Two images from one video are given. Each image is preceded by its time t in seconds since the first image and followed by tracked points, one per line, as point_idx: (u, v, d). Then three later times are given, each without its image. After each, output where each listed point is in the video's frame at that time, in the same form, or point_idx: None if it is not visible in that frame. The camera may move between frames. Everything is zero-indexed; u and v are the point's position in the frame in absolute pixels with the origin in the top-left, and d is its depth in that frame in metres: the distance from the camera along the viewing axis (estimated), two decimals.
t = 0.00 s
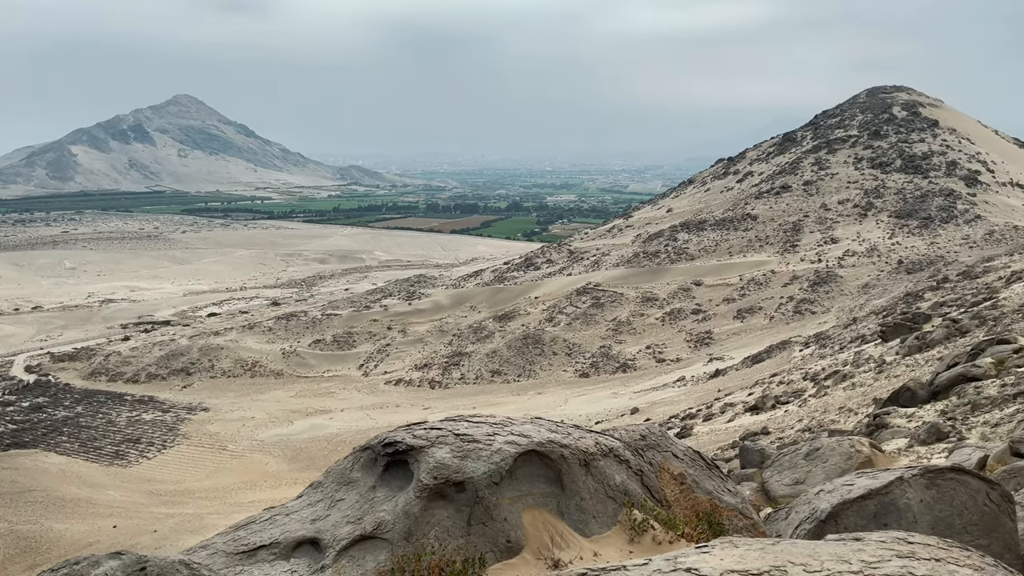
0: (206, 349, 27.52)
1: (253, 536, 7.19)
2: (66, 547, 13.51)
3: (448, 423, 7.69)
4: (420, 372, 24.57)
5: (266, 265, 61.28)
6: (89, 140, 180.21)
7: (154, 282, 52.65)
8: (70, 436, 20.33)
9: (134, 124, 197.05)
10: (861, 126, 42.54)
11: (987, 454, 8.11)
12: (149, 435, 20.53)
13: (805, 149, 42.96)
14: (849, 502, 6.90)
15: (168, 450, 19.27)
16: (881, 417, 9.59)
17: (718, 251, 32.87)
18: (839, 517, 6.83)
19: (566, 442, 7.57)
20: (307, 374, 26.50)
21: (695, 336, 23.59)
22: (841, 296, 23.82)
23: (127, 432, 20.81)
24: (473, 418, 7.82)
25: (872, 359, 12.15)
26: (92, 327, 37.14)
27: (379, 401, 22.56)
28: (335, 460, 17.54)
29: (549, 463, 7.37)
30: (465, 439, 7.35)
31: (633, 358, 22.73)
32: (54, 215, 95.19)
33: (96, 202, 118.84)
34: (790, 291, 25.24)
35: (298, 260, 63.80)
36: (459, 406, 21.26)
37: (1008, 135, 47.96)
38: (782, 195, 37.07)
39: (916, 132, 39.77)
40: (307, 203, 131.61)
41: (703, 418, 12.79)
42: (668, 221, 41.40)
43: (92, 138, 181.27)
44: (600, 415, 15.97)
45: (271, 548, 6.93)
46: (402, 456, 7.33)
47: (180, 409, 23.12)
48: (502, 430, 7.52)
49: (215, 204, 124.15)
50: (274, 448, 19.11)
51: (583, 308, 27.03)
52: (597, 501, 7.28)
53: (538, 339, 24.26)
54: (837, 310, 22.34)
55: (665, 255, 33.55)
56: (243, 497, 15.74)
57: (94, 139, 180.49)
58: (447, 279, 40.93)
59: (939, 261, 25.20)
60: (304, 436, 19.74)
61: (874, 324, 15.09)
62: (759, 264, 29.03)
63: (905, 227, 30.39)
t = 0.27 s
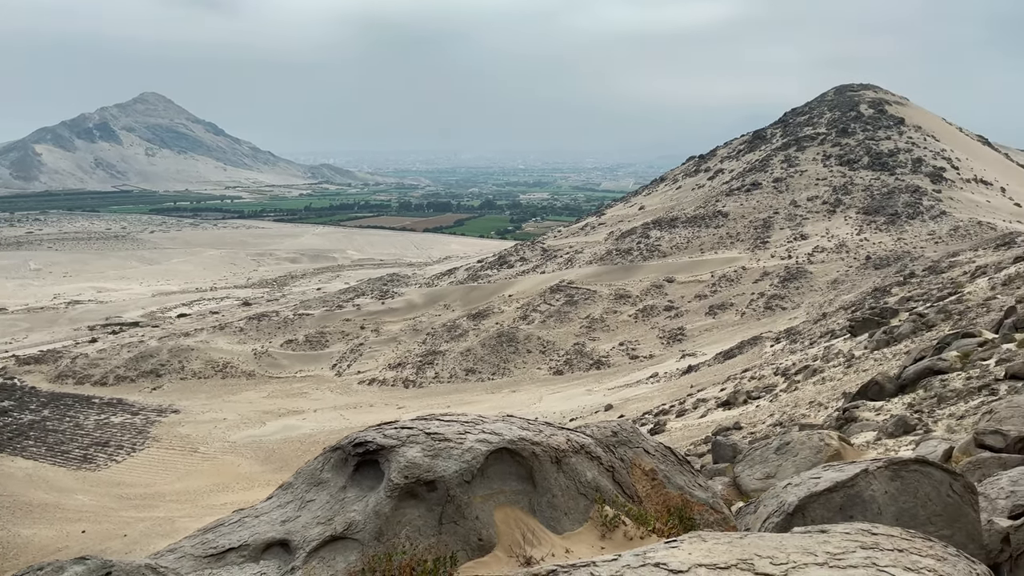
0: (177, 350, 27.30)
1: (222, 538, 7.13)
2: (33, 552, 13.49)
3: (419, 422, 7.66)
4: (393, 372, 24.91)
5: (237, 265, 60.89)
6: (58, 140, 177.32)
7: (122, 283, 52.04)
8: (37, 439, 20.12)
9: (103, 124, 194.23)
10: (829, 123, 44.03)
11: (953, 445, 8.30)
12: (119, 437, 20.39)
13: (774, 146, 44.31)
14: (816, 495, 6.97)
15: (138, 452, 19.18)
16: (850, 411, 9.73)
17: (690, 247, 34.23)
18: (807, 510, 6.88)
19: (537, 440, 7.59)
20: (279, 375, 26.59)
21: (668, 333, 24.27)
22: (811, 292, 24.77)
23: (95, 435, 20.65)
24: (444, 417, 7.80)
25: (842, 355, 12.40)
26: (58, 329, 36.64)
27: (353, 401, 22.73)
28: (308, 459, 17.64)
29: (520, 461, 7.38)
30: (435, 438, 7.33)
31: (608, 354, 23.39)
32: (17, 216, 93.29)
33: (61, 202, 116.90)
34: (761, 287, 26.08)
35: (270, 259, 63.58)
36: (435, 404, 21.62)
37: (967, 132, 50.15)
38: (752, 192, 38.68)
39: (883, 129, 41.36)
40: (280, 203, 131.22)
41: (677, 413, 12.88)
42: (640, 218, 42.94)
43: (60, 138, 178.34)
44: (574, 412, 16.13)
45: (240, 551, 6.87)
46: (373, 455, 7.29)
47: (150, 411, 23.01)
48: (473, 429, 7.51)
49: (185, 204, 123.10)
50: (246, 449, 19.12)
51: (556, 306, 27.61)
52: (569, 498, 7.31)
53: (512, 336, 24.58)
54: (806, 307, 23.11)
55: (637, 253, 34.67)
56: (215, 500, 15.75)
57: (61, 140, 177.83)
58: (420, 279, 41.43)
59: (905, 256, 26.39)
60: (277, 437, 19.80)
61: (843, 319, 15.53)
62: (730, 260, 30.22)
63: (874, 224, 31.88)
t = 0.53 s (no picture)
0: (143, 353, 27.14)
1: (187, 542, 7.05)
2: None
3: (387, 421, 7.64)
4: (365, 371, 25.25)
5: (204, 265, 60.25)
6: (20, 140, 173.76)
7: (86, 284, 51.25)
8: None
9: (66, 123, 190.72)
10: (795, 121, 45.55)
11: (916, 437, 8.49)
12: (85, 441, 20.24)
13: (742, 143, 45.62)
14: (781, 488, 7.05)
15: (105, 456, 19.06)
16: (818, 405, 9.89)
17: (660, 245, 34.90)
18: (772, 503, 6.97)
19: (506, 438, 7.61)
20: (248, 376, 26.69)
21: (640, 329, 25.00)
22: (779, 287, 25.93)
23: (60, 439, 20.48)
24: (413, 417, 7.78)
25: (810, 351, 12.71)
26: (20, 332, 36.02)
27: (325, 402, 22.92)
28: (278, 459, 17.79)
29: (489, 459, 7.39)
30: (404, 437, 7.31)
31: (580, 351, 23.96)
32: None
33: (21, 203, 114.39)
34: (730, 284, 27.12)
35: (238, 259, 63.13)
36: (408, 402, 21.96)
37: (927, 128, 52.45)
38: (721, 188, 39.68)
39: (847, 126, 43.12)
40: (248, 202, 130.60)
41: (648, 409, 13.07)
42: (611, 216, 43.66)
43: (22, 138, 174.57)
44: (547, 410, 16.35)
45: (206, 554, 6.80)
46: (341, 456, 7.25)
47: (116, 415, 22.88)
48: (442, 427, 7.50)
49: (151, 203, 121.71)
50: (216, 451, 19.16)
51: (529, 303, 28.16)
52: (538, 495, 7.35)
53: (485, 335, 25.15)
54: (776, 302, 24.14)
55: (609, 250, 34.92)
56: (184, 503, 15.77)
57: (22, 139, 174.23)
58: (390, 277, 41.80)
59: (869, 251, 27.84)
60: (247, 439, 19.87)
61: (810, 314, 16.05)
62: (699, 257, 31.17)
63: (840, 220, 33.17)
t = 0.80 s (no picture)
0: (105, 356, 27.47)
1: (147, 548, 6.96)
2: None
3: (352, 421, 7.59)
4: (333, 372, 25.97)
5: (168, 266, 59.73)
6: None
7: (46, 286, 50.70)
8: None
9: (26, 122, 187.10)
10: (760, 118, 47.64)
11: (878, 428, 8.68)
12: (47, 447, 20.41)
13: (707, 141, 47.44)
14: (743, 481, 7.11)
15: (68, 462, 19.25)
16: (784, 399, 10.05)
17: (629, 241, 36.24)
18: (734, 497, 7.04)
19: (472, 436, 7.62)
20: (214, 377, 27.16)
21: (609, 326, 26.12)
22: (744, 282, 27.27)
23: (22, 445, 20.63)
24: (378, 416, 7.74)
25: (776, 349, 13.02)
26: None
27: (293, 402, 23.44)
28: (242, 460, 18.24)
29: (455, 458, 7.39)
30: (369, 437, 7.28)
31: (550, 348, 24.87)
32: None
33: None
34: (698, 280, 28.52)
35: (203, 260, 62.80)
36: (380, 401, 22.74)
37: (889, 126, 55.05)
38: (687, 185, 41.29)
39: (810, 124, 45.10)
40: (214, 202, 130.68)
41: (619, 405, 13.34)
42: (580, 213, 45.16)
43: None
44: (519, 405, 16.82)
45: (166, 559, 6.73)
46: (304, 457, 7.20)
47: (79, 420, 23.08)
48: (407, 427, 7.48)
49: (112, 204, 120.79)
50: (181, 455, 19.48)
51: (498, 302, 29.20)
52: (504, 493, 7.39)
53: (454, 333, 26.05)
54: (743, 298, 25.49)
55: (577, 247, 36.28)
56: (149, 508, 16.03)
57: None
58: (359, 276, 42.99)
59: (832, 247, 29.50)
60: (213, 442, 20.23)
61: (775, 309, 16.65)
62: (666, 254, 32.51)
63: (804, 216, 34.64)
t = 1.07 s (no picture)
0: (64, 360, 27.79)
1: (102, 555, 6.86)
2: None
3: (313, 423, 7.55)
4: (300, 373, 26.75)
5: (129, 267, 59.37)
6: None
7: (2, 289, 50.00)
8: None
9: None
10: (723, 116, 50.49)
11: (838, 421, 8.86)
12: (5, 454, 20.52)
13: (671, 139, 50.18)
14: (702, 476, 7.19)
15: (27, 469, 19.41)
16: (748, 394, 10.24)
17: (594, 239, 38.17)
18: (694, 491, 7.12)
19: (435, 435, 7.63)
20: (178, 381, 27.60)
21: (576, 324, 27.59)
22: (709, 279, 29.14)
23: None
24: (340, 417, 7.71)
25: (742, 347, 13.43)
26: None
27: (258, 404, 24.04)
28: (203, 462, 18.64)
29: (418, 458, 7.40)
30: (330, 439, 7.24)
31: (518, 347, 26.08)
32: None
33: None
34: (663, 277, 30.28)
35: (165, 261, 62.22)
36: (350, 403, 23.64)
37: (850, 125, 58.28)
38: (652, 184, 43.41)
39: (773, 122, 47.93)
40: (175, 203, 130.77)
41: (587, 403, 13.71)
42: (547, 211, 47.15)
43: None
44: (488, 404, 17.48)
45: (122, 566, 6.63)
46: (264, 460, 7.15)
47: (38, 425, 23.16)
48: (370, 428, 7.45)
49: (70, 204, 119.73)
50: (143, 460, 19.75)
51: (466, 301, 30.48)
52: (468, 492, 7.43)
53: (421, 334, 27.22)
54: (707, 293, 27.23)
55: (544, 246, 38.08)
56: (111, 514, 16.23)
57: None
58: (325, 277, 44.52)
59: (794, 244, 31.46)
60: (176, 446, 20.57)
61: (739, 306, 17.56)
62: (632, 252, 34.47)
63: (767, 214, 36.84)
